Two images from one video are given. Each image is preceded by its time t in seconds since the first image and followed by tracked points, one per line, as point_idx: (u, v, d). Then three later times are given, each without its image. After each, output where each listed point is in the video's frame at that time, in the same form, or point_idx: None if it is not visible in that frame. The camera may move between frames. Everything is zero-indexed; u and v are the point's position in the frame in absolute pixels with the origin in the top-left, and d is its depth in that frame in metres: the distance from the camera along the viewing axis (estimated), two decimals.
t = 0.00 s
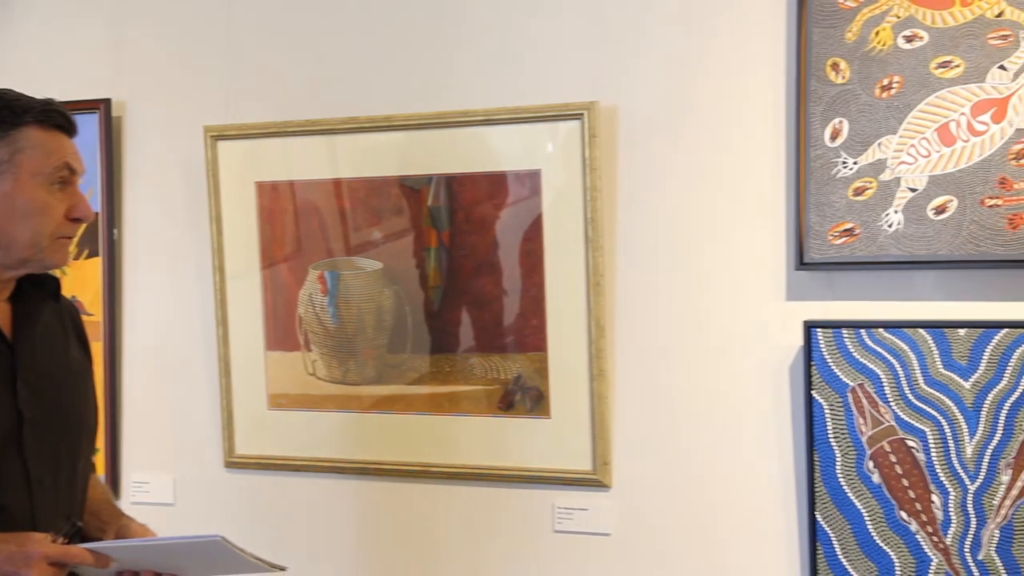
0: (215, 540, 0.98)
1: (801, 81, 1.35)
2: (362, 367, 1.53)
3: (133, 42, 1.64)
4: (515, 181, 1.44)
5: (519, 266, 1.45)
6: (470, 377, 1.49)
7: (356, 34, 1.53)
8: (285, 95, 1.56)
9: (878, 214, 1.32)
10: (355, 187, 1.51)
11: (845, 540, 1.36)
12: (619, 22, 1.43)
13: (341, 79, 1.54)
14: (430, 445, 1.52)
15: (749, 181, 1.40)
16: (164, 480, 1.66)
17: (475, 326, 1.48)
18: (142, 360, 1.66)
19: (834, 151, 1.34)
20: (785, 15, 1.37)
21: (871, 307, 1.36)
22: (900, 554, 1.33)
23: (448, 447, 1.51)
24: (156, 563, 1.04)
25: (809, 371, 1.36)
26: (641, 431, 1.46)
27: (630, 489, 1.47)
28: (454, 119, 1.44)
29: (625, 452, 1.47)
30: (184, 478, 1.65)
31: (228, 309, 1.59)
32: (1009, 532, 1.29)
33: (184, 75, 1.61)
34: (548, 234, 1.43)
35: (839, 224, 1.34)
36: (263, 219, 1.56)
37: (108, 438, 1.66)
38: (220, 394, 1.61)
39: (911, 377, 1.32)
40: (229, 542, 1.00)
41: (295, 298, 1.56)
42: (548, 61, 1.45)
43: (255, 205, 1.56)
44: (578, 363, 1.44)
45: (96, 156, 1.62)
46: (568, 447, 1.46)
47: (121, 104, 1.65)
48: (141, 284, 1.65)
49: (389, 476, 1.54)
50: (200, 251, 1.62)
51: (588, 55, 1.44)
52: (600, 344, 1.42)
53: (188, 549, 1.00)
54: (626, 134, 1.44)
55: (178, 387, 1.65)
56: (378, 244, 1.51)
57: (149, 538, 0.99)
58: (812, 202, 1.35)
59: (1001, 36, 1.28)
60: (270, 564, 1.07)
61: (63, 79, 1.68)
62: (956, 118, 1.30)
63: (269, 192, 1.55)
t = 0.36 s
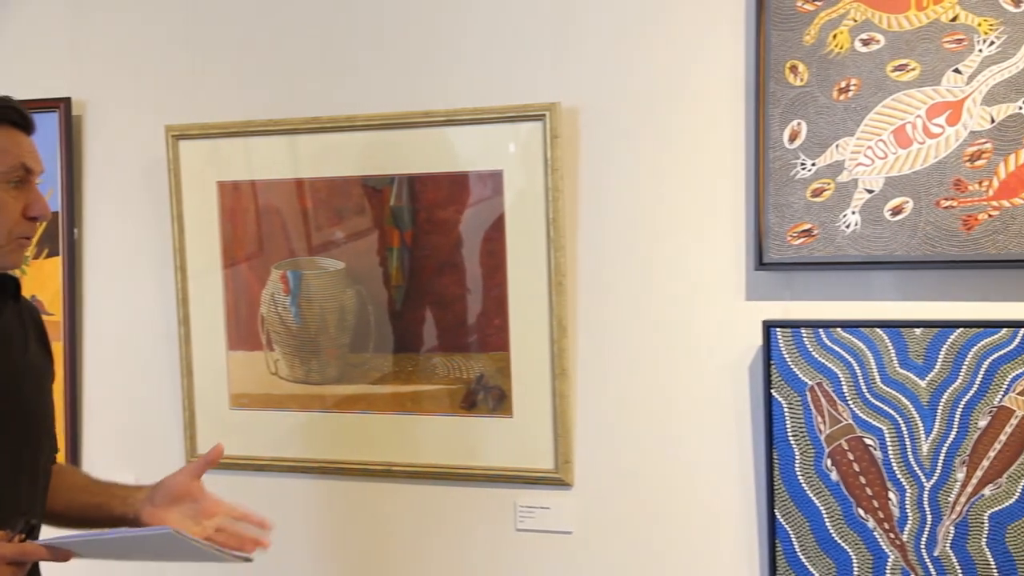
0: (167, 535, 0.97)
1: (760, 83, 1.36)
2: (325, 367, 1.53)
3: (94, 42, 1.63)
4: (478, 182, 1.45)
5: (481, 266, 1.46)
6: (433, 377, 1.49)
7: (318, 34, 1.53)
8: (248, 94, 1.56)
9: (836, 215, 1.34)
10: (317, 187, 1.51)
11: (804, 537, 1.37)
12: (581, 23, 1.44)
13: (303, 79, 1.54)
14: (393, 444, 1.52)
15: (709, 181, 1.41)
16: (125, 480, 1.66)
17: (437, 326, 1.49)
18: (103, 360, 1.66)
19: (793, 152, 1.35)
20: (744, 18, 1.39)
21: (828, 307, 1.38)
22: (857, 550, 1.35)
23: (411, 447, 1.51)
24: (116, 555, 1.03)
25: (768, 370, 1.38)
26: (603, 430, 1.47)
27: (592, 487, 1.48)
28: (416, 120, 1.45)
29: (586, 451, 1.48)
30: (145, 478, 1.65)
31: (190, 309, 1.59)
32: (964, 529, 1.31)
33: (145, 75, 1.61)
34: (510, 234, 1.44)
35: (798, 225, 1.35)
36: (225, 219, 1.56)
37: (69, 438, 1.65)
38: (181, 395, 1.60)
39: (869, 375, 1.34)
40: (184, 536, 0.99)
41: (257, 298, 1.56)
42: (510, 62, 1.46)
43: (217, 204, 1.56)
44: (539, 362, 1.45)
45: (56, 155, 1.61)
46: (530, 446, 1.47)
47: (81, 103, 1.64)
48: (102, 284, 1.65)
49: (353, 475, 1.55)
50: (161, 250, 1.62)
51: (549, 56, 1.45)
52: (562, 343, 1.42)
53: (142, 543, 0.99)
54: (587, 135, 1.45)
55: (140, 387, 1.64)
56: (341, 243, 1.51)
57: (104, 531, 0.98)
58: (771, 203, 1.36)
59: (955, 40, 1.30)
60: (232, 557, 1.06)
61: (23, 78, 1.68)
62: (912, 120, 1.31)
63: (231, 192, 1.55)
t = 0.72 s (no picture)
0: (153, 502, 0.98)
1: (725, 85, 1.37)
2: (291, 366, 1.54)
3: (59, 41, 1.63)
4: (444, 181, 1.45)
5: (448, 266, 1.46)
6: (399, 376, 1.50)
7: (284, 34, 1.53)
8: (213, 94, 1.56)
9: (799, 215, 1.35)
10: (283, 186, 1.51)
11: (767, 535, 1.38)
12: (547, 25, 1.45)
13: (269, 79, 1.54)
14: (360, 443, 1.53)
15: (673, 182, 1.42)
16: (90, 479, 1.66)
17: (405, 325, 1.49)
18: (67, 359, 1.65)
19: (757, 153, 1.36)
20: (709, 21, 1.40)
21: (790, 306, 1.40)
22: (820, 547, 1.36)
23: (378, 446, 1.52)
24: (97, 539, 1.04)
25: (732, 369, 1.39)
26: (568, 429, 1.48)
27: (557, 486, 1.49)
28: (383, 120, 1.45)
29: (552, 450, 1.48)
30: (110, 478, 1.65)
31: (156, 309, 1.59)
32: (924, 526, 1.33)
33: (110, 74, 1.60)
34: (476, 234, 1.45)
35: (762, 225, 1.36)
36: (191, 218, 1.56)
37: (33, 437, 1.65)
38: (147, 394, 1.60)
39: (831, 374, 1.35)
40: (165, 508, 1.00)
41: (223, 298, 1.56)
42: (475, 62, 1.47)
43: (182, 204, 1.55)
44: (505, 361, 1.45)
45: (20, 154, 1.60)
46: (497, 445, 1.47)
47: (46, 102, 1.64)
48: (66, 283, 1.64)
49: (320, 475, 1.55)
50: (126, 249, 1.61)
51: (515, 57, 1.46)
52: (528, 343, 1.43)
53: (128, 518, 1.00)
54: (552, 135, 1.45)
55: (105, 386, 1.64)
56: (307, 243, 1.51)
57: (87, 509, 0.99)
58: (735, 203, 1.37)
59: (916, 43, 1.31)
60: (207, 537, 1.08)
61: None
62: (873, 122, 1.33)
63: (197, 191, 1.55)
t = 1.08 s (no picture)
0: (120, 512, 0.99)
1: (692, 86, 1.38)
2: (259, 366, 1.53)
3: (25, 39, 1.62)
4: (413, 181, 1.46)
5: (417, 266, 1.47)
6: (368, 376, 1.50)
7: (253, 34, 1.53)
8: (181, 94, 1.56)
9: (765, 216, 1.36)
10: (251, 186, 1.51)
11: (733, 533, 1.40)
12: (515, 25, 1.45)
13: (237, 79, 1.54)
14: (329, 443, 1.53)
15: (640, 183, 1.43)
16: (57, 479, 1.65)
17: (374, 325, 1.49)
18: (33, 359, 1.65)
19: (723, 155, 1.37)
20: (676, 23, 1.41)
21: (756, 306, 1.41)
22: (785, 545, 1.37)
23: (348, 445, 1.52)
24: (65, 544, 1.05)
25: (699, 369, 1.40)
26: (537, 429, 1.48)
27: (525, 485, 1.49)
28: (352, 120, 1.45)
29: (520, 449, 1.49)
30: (77, 478, 1.65)
31: (123, 308, 1.58)
32: (888, 524, 1.34)
33: (76, 73, 1.60)
34: (445, 234, 1.45)
35: (728, 225, 1.37)
36: (159, 218, 1.55)
37: None
38: (114, 394, 1.60)
39: (797, 373, 1.36)
40: (134, 515, 1.01)
41: (191, 298, 1.55)
42: (444, 63, 1.47)
43: (150, 203, 1.55)
44: (474, 361, 1.46)
45: None
46: (465, 445, 1.48)
47: (12, 101, 1.63)
48: (33, 283, 1.64)
49: (289, 474, 1.55)
50: (93, 248, 1.61)
51: (484, 58, 1.46)
52: (496, 342, 1.44)
53: (95, 526, 1.00)
54: (521, 136, 1.46)
55: (72, 386, 1.63)
56: (275, 243, 1.51)
57: (54, 517, 0.99)
58: (702, 204, 1.38)
59: (881, 46, 1.33)
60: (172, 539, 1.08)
61: None
62: (838, 124, 1.34)
63: (164, 191, 1.54)
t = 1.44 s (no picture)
0: (143, 550, 0.95)
1: (661, 87, 1.39)
2: (229, 366, 1.53)
3: None
4: (383, 181, 1.46)
5: (387, 266, 1.47)
6: (339, 375, 1.50)
7: (223, 34, 1.53)
8: (150, 93, 1.55)
9: (733, 216, 1.37)
10: (221, 186, 1.51)
11: (703, 531, 1.40)
12: (485, 25, 1.46)
13: (207, 79, 1.54)
14: (300, 443, 1.53)
15: (610, 183, 1.44)
16: (25, 480, 1.64)
17: (345, 325, 1.49)
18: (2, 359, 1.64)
19: (693, 155, 1.38)
20: (646, 24, 1.42)
21: (725, 306, 1.42)
22: (754, 543, 1.38)
23: (319, 445, 1.52)
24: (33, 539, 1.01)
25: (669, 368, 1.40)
26: (507, 428, 1.49)
27: (496, 484, 1.50)
28: (323, 120, 1.45)
29: (490, 448, 1.50)
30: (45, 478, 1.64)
31: (92, 308, 1.58)
32: (856, 521, 1.36)
33: (45, 73, 1.59)
34: (415, 234, 1.45)
35: (697, 225, 1.38)
36: (128, 217, 1.55)
37: None
38: (83, 394, 1.59)
39: (765, 373, 1.37)
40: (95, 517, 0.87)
41: (161, 297, 1.55)
42: (415, 64, 1.47)
43: (119, 203, 1.55)
44: (445, 361, 1.46)
45: None
46: (436, 444, 1.48)
47: None
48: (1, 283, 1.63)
49: (260, 474, 1.55)
50: (61, 248, 1.60)
51: (454, 59, 1.46)
52: (467, 342, 1.44)
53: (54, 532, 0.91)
54: (491, 136, 1.47)
55: (40, 386, 1.63)
56: (245, 242, 1.51)
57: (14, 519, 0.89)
58: (672, 205, 1.39)
59: (847, 48, 1.34)
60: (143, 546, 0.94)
61: None
62: (806, 125, 1.35)
63: (133, 190, 1.54)
